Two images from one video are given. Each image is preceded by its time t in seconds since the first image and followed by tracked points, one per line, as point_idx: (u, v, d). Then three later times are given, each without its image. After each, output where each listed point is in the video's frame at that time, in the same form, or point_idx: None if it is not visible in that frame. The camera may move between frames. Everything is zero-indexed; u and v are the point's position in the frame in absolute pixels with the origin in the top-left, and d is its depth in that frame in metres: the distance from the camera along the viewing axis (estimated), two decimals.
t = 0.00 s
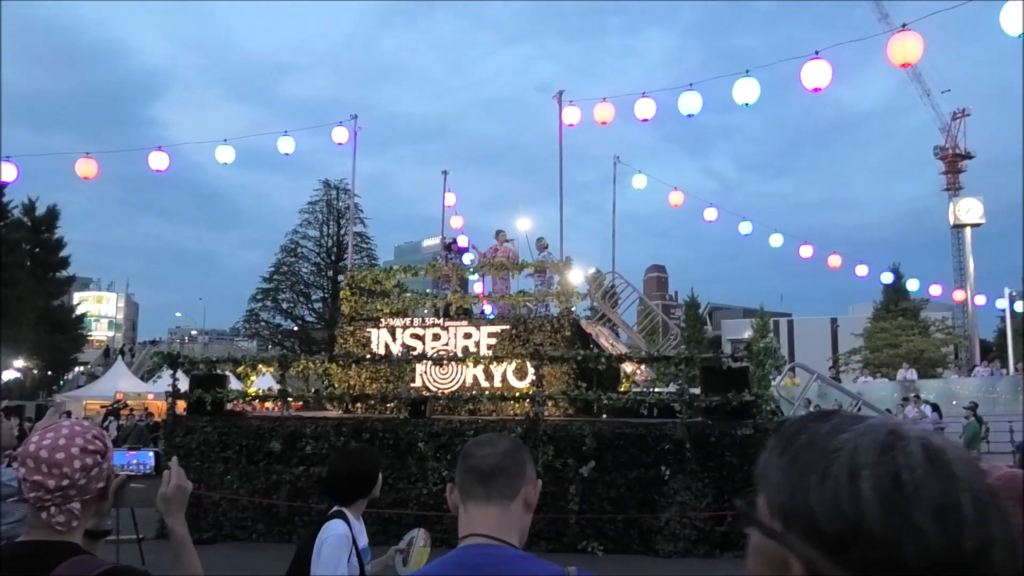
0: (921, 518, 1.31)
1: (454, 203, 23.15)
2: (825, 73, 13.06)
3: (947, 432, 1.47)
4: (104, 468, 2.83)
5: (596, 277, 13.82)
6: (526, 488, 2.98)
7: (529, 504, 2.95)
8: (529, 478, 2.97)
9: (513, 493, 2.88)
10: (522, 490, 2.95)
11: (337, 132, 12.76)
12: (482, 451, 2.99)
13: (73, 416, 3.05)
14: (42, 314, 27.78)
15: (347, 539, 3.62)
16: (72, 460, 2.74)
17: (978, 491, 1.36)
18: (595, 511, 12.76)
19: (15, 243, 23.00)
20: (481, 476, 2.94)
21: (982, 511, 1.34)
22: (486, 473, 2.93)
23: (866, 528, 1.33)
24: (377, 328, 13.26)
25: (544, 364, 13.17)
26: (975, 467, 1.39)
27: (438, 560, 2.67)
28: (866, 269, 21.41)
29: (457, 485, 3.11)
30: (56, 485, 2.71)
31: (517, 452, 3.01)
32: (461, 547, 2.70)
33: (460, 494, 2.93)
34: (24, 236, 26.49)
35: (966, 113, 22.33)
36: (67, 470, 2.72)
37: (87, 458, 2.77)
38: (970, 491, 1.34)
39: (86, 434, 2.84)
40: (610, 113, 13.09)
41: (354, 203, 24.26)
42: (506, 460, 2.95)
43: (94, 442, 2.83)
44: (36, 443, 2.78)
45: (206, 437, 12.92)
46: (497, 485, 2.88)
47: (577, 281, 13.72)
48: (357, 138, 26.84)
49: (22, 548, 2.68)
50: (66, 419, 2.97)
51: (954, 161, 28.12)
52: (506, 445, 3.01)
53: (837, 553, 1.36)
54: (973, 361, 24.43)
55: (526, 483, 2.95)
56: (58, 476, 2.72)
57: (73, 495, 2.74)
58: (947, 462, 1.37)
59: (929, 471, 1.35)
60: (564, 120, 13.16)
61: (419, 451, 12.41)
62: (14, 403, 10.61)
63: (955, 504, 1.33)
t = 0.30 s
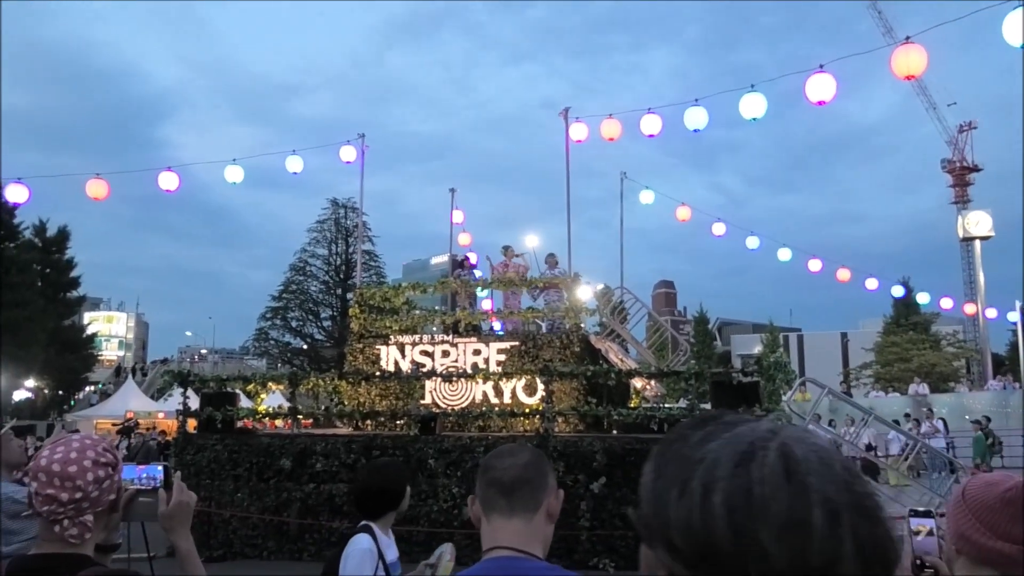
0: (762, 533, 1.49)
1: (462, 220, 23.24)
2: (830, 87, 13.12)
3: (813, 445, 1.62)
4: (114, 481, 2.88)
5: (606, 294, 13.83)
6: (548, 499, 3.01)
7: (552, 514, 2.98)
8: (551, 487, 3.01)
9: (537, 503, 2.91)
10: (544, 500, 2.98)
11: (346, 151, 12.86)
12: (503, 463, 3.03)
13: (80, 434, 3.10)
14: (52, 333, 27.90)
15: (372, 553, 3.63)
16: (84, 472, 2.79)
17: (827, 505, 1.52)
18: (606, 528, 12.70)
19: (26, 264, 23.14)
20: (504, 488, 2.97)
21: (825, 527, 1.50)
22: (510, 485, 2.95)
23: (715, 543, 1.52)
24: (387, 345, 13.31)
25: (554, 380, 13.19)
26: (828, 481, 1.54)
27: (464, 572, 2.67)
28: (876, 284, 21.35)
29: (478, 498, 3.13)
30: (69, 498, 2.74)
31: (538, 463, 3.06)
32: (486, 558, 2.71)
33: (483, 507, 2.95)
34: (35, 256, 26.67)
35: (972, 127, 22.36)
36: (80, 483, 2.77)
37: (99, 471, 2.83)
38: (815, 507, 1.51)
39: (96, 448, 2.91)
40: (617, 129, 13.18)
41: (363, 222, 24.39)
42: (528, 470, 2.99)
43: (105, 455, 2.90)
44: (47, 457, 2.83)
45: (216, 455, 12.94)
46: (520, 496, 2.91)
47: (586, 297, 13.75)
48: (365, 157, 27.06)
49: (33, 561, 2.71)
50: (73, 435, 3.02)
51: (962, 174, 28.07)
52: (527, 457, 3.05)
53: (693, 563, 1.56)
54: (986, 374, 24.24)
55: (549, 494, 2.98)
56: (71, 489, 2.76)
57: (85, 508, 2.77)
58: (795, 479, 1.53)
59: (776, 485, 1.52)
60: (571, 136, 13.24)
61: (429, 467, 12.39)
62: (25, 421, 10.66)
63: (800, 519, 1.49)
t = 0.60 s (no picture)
0: (629, 516, 1.52)
1: (481, 224, 23.30)
2: (851, 88, 13.03)
3: (703, 432, 1.60)
4: (133, 473, 2.95)
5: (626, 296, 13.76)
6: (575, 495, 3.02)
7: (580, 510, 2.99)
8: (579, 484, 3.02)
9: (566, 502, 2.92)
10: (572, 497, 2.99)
11: (365, 154, 12.94)
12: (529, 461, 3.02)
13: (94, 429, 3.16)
14: (77, 337, 28.25)
15: (423, 559, 3.66)
16: (106, 465, 2.87)
17: (697, 489, 1.51)
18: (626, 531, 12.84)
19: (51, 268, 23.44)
20: (531, 485, 2.96)
21: (692, 511, 1.49)
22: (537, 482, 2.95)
23: (590, 530, 1.58)
24: (406, 348, 13.36)
25: (572, 382, 13.20)
26: (704, 466, 1.53)
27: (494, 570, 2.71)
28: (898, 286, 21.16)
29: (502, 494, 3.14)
30: (91, 490, 2.81)
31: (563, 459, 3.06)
32: (516, 558, 2.74)
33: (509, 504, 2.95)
34: (60, 261, 27.01)
35: (996, 128, 22.12)
36: (102, 475, 2.84)
37: (119, 463, 2.90)
38: (683, 490, 1.50)
39: (115, 441, 2.97)
40: (636, 132, 13.15)
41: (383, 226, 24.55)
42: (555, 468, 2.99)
43: (124, 448, 2.96)
44: (66, 452, 2.88)
45: (238, 457, 13.04)
46: (549, 495, 2.92)
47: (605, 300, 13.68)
48: (384, 161, 27.20)
49: (55, 554, 2.75)
50: (88, 429, 3.08)
51: (986, 175, 27.74)
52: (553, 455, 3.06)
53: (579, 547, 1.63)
54: (1011, 378, 23.95)
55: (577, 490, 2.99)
56: (93, 482, 2.83)
57: (107, 500, 2.84)
58: (668, 463, 1.54)
59: (648, 470, 1.53)
60: (590, 139, 13.23)
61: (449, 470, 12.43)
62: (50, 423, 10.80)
63: (665, 504, 1.50)
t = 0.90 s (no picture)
0: (680, 493, 1.67)
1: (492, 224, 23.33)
2: (865, 88, 12.99)
3: (758, 421, 1.74)
4: (134, 467, 3.03)
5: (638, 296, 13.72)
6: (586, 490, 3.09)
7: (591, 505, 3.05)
8: (590, 479, 3.09)
9: (575, 495, 2.98)
10: (583, 490, 3.05)
11: (378, 155, 12.98)
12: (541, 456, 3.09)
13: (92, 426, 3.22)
14: (92, 339, 28.52)
15: (458, 550, 3.69)
16: (107, 458, 2.94)
17: (746, 471, 1.65)
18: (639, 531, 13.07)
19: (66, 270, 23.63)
20: (543, 478, 3.03)
21: (740, 490, 1.63)
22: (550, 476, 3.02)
23: (650, 503, 1.72)
24: (418, 349, 13.38)
25: (585, 383, 13.25)
26: (750, 448, 1.67)
27: (504, 566, 2.69)
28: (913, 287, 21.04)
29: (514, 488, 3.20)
30: (94, 484, 2.89)
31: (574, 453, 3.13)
32: (529, 548, 2.76)
33: (522, 497, 3.01)
34: (74, 263, 27.24)
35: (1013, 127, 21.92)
36: (104, 469, 2.92)
37: (120, 456, 2.98)
38: (733, 470, 1.64)
39: (115, 435, 3.04)
40: (648, 132, 13.15)
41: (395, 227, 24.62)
42: (566, 462, 3.06)
43: (124, 442, 3.03)
44: (68, 446, 2.95)
45: (251, 456, 13.11)
46: (561, 489, 2.97)
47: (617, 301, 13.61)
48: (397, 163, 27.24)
49: (58, 547, 2.79)
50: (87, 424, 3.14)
51: (1003, 175, 27.48)
52: (565, 449, 3.12)
53: (639, 519, 1.77)
54: None
55: (588, 484, 3.05)
56: (95, 475, 2.91)
57: (109, 493, 2.91)
58: (718, 446, 1.69)
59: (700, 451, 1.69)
60: (602, 139, 13.24)
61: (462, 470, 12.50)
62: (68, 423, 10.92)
63: (713, 481, 1.65)
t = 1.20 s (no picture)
0: (881, 466, 1.37)
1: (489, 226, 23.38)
2: (861, 89, 13.02)
3: (960, 406, 1.47)
4: (110, 466, 3.01)
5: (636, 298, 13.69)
6: (578, 487, 3.06)
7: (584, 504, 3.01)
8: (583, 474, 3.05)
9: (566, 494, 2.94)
10: (575, 489, 3.02)
11: (374, 158, 12.97)
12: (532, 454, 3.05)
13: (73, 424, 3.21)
14: (88, 342, 28.53)
15: (468, 551, 3.68)
16: (80, 458, 2.91)
17: (955, 453, 1.37)
18: (636, 533, 13.13)
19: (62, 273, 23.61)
20: (535, 478, 3.00)
21: (948, 474, 1.35)
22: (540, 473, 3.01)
23: (829, 479, 1.43)
24: (415, 351, 13.29)
25: (582, 385, 13.27)
26: (960, 430, 1.39)
27: (497, 563, 2.71)
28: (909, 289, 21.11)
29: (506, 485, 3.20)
30: (67, 485, 2.87)
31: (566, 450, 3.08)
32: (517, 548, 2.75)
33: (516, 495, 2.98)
34: (71, 266, 27.23)
35: (1007, 129, 22.00)
36: (76, 469, 2.90)
37: (94, 456, 2.96)
38: (939, 450, 1.37)
39: (90, 434, 3.02)
40: (644, 134, 13.15)
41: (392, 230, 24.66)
42: (557, 460, 3.02)
43: (98, 441, 3.01)
44: (41, 447, 2.93)
45: (248, 460, 13.10)
46: (551, 487, 2.94)
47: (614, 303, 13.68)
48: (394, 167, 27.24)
49: (37, 549, 2.84)
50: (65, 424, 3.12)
51: (998, 178, 27.56)
52: (556, 446, 3.08)
53: (810, 495, 1.47)
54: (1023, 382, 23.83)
55: (579, 482, 3.02)
56: (68, 476, 2.89)
57: (83, 493, 2.90)
58: (924, 422, 1.41)
59: (903, 425, 1.40)
60: (598, 142, 13.24)
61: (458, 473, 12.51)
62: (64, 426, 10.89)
63: (921, 457, 1.36)
